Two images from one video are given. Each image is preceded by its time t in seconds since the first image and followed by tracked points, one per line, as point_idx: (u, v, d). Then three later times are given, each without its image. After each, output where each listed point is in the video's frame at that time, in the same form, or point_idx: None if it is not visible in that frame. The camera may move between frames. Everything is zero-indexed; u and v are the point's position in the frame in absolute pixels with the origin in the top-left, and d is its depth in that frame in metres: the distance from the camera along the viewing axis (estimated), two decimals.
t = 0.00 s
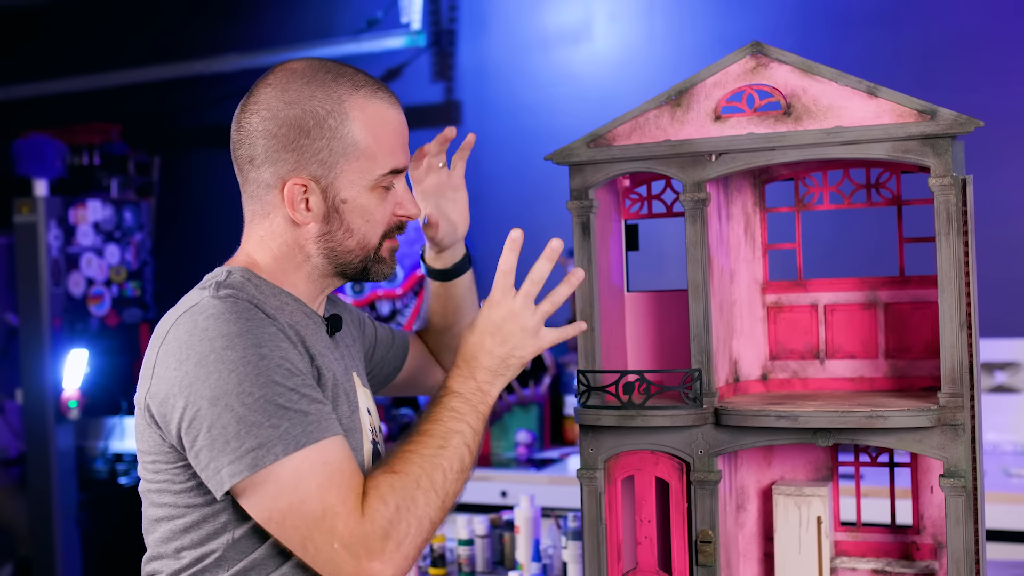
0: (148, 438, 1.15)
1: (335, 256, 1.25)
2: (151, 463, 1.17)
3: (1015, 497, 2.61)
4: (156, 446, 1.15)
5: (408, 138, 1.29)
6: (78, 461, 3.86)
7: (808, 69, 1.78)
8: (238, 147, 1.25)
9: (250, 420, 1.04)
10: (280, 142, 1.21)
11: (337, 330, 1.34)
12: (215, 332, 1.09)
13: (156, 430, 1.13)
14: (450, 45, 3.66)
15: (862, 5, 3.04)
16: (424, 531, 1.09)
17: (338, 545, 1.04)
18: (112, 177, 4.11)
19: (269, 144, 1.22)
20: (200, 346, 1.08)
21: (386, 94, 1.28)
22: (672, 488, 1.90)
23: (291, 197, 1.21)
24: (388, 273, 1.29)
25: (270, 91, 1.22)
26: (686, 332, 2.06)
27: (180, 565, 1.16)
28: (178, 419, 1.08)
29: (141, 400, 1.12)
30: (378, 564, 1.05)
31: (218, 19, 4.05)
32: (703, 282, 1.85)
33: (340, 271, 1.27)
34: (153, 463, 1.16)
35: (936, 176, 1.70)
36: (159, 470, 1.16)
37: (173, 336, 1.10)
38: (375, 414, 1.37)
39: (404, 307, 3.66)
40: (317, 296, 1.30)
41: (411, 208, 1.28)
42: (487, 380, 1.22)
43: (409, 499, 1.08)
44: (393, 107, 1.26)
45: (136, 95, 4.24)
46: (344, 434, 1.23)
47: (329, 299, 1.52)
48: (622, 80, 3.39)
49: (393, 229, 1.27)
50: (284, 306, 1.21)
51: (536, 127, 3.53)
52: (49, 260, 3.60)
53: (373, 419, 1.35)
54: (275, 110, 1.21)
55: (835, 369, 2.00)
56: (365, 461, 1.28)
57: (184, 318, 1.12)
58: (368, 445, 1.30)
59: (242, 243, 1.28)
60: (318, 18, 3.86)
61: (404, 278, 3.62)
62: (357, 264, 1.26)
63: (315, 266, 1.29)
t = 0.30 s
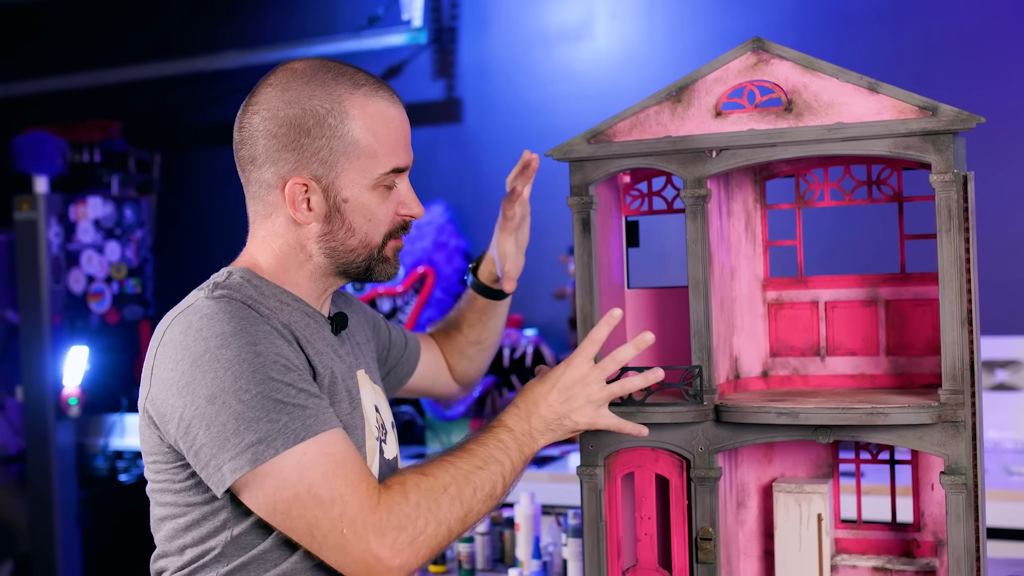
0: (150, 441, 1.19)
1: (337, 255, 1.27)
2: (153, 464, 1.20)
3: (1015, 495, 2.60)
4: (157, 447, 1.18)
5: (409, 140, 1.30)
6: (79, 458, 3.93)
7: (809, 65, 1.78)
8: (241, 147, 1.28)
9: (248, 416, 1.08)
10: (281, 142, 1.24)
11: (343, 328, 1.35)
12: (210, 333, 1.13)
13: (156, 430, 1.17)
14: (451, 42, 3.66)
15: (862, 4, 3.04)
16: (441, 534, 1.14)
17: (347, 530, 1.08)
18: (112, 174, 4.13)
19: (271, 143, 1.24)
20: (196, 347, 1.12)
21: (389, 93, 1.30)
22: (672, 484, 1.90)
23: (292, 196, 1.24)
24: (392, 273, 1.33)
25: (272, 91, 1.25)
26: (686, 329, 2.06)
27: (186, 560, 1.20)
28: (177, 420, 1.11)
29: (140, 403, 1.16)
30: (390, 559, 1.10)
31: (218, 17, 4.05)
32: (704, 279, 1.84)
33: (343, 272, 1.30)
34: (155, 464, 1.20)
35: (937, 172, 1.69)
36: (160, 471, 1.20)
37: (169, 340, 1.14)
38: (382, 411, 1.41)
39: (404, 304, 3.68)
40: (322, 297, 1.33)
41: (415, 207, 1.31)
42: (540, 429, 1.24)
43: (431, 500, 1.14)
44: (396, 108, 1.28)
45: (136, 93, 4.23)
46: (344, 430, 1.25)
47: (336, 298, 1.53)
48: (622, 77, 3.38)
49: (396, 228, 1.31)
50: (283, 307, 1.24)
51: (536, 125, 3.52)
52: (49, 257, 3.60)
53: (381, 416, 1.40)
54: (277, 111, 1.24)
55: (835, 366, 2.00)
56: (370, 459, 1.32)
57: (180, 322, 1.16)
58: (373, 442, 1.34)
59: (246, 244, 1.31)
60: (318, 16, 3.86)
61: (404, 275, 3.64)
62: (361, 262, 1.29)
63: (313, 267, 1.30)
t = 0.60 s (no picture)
0: (159, 432, 1.17)
1: (341, 253, 1.25)
2: (162, 455, 1.17)
3: (1015, 492, 2.59)
4: (167, 438, 1.15)
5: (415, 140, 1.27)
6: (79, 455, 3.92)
7: (809, 60, 1.77)
8: (247, 147, 1.27)
9: (261, 394, 1.05)
10: (284, 140, 1.22)
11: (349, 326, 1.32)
12: (217, 316, 1.10)
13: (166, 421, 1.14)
14: (451, 38, 3.65)
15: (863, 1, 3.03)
16: (461, 485, 1.09)
17: (370, 495, 1.04)
18: (112, 171, 4.13)
19: (274, 143, 1.23)
20: (203, 332, 1.09)
21: (396, 92, 1.27)
22: (670, 481, 1.89)
23: (294, 195, 1.23)
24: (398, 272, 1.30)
25: (275, 92, 1.24)
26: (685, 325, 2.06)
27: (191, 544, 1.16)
28: (190, 404, 1.09)
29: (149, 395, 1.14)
30: (416, 518, 1.06)
31: (217, 14, 4.05)
32: (702, 275, 1.84)
33: (347, 271, 1.28)
34: (164, 455, 1.17)
35: (937, 168, 1.69)
36: (166, 459, 1.17)
37: (176, 329, 1.12)
38: (389, 407, 1.36)
39: (404, 300, 3.67)
40: (328, 293, 1.30)
41: (420, 204, 1.29)
42: (538, 358, 1.19)
43: (445, 452, 1.09)
44: (400, 106, 1.25)
45: (136, 89, 4.21)
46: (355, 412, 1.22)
47: (346, 290, 1.49)
48: (622, 74, 3.38)
49: (400, 226, 1.28)
50: (289, 298, 1.22)
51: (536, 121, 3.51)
52: (48, 253, 3.60)
53: (387, 413, 1.35)
54: (281, 111, 1.22)
55: (834, 363, 2.00)
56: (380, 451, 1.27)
57: (184, 311, 1.14)
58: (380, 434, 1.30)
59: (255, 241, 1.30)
60: (318, 13, 3.86)
61: (404, 272, 3.62)
62: (365, 261, 1.27)
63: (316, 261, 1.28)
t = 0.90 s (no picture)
0: (162, 411, 1.22)
1: (297, 222, 1.32)
2: (162, 431, 1.23)
3: (1016, 490, 2.58)
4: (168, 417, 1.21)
5: (381, 117, 1.34)
6: (79, 451, 3.87)
7: (809, 57, 1.77)
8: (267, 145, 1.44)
9: (256, 384, 1.11)
10: (265, 125, 1.36)
11: (364, 323, 1.37)
12: (221, 304, 1.16)
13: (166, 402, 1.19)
14: (452, 35, 3.64)
15: None
16: (447, 498, 1.14)
17: (352, 496, 1.09)
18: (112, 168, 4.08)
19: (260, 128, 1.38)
20: (206, 317, 1.15)
21: (370, 77, 1.35)
22: (670, 479, 1.89)
23: (263, 165, 1.36)
24: (351, 248, 1.30)
25: (274, 85, 1.35)
26: (685, 322, 2.05)
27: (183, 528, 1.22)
28: (189, 387, 1.14)
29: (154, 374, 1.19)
30: (396, 524, 1.11)
31: (219, 11, 4.05)
32: (702, 273, 1.83)
33: (310, 245, 1.32)
34: (164, 433, 1.23)
35: (937, 165, 1.68)
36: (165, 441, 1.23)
37: (181, 312, 1.18)
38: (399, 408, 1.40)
39: (404, 298, 3.64)
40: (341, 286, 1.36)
41: (369, 176, 1.31)
42: (554, 399, 1.25)
43: (437, 466, 1.14)
44: (356, 82, 1.33)
45: (137, 87, 4.22)
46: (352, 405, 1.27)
47: (361, 290, 1.55)
48: (624, 71, 3.37)
49: (347, 195, 1.30)
50: (299, 292, 1.29)
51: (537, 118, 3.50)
52: (49, 250, 3.59)
53: (393, 413, 1.38)
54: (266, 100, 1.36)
55: (835, 360, 1.99)
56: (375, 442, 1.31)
57: (191, 296, 1.19)
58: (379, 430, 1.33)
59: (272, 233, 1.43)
60: (320, 9, 3.85)
61: (405, 269, 3.59)
62: (317, 230, 1.31)
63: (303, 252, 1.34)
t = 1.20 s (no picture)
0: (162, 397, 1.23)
1: (317, 226, 1.31)
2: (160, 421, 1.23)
3: (1015, 488, 2.58)
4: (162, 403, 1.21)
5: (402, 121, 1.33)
6: (79, 448, 3.84)
7: (807, 54, 1.76)
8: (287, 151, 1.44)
9: (222, 371, 1.07)
10: (287, 128, 1.35)
11: (367, 324, 1.35)
12: (205, 290, 1.14)
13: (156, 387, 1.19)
14: (452, 32, 3.63)
15: None
16: (383, 495, 1.02)
17: (291, 493, 1.01)
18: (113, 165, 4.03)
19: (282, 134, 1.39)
20: (188, 301, 1.14)
21: (392, 83, 1.34)
22: (668, 476, 1.89)
23: (283, 170, 1.35)
24: (371, 249, 1.29)
25: (299, 89, 1.35)
26: (682, 320, 2.05)
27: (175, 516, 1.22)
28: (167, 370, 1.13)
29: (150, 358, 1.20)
30: (333, 523, 1.00)
31: (218, 8, 4.04)
32: (700, 270, 1.83)
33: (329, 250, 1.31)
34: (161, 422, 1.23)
35: (936, 162, 1.68)
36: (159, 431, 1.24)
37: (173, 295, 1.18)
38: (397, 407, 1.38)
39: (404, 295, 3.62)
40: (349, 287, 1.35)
41: (389, 179, 1.30)
42: (495, 373, 1.09)
43: (371, 461, 1.02)
44: (377, 86, 1.32)
45: (137, 85, 4.23)
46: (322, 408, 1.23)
47: (371, 290, 1.55)
48: (624, 68, 3.37)
49: (365, 198, 1.29)
50: (297, 288, 1.28)
51: (537, 115, 3.50)
52: (49, 247, 3.59)
53: (389, 410, 1.35)
54: (288, 106, 1.36)
55: (834, 357, 1.98)
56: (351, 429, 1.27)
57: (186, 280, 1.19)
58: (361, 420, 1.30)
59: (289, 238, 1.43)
60: (319, 6, 3.85)
61: (405, 266, 3.58)
62: (336, 234, 1.30)
63: (310, 251, 1.33)
